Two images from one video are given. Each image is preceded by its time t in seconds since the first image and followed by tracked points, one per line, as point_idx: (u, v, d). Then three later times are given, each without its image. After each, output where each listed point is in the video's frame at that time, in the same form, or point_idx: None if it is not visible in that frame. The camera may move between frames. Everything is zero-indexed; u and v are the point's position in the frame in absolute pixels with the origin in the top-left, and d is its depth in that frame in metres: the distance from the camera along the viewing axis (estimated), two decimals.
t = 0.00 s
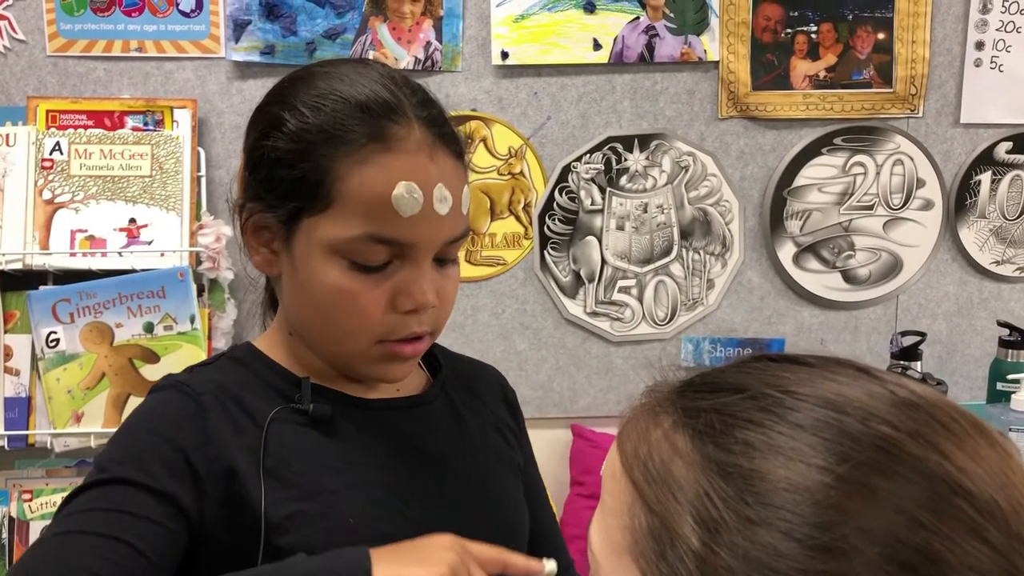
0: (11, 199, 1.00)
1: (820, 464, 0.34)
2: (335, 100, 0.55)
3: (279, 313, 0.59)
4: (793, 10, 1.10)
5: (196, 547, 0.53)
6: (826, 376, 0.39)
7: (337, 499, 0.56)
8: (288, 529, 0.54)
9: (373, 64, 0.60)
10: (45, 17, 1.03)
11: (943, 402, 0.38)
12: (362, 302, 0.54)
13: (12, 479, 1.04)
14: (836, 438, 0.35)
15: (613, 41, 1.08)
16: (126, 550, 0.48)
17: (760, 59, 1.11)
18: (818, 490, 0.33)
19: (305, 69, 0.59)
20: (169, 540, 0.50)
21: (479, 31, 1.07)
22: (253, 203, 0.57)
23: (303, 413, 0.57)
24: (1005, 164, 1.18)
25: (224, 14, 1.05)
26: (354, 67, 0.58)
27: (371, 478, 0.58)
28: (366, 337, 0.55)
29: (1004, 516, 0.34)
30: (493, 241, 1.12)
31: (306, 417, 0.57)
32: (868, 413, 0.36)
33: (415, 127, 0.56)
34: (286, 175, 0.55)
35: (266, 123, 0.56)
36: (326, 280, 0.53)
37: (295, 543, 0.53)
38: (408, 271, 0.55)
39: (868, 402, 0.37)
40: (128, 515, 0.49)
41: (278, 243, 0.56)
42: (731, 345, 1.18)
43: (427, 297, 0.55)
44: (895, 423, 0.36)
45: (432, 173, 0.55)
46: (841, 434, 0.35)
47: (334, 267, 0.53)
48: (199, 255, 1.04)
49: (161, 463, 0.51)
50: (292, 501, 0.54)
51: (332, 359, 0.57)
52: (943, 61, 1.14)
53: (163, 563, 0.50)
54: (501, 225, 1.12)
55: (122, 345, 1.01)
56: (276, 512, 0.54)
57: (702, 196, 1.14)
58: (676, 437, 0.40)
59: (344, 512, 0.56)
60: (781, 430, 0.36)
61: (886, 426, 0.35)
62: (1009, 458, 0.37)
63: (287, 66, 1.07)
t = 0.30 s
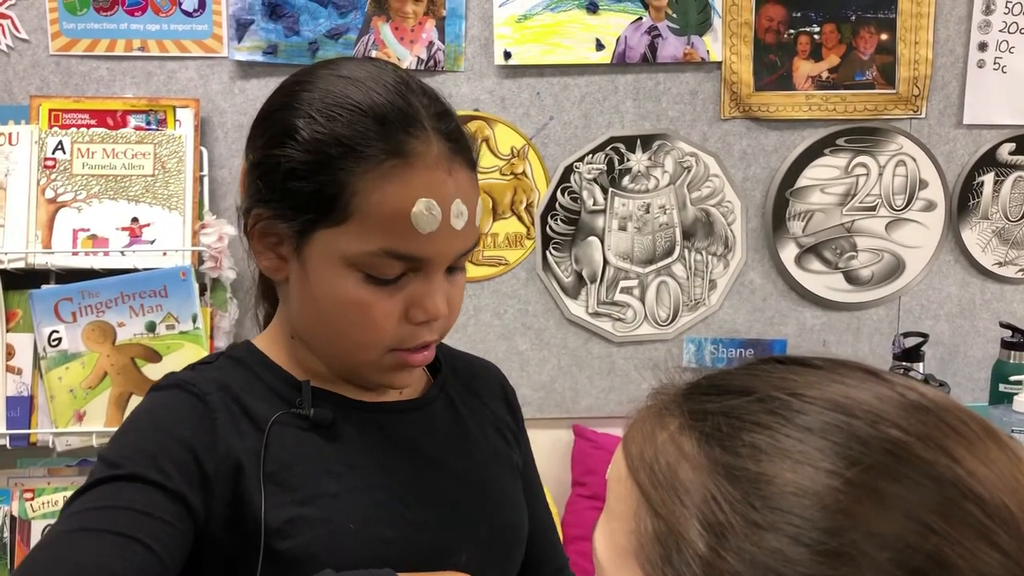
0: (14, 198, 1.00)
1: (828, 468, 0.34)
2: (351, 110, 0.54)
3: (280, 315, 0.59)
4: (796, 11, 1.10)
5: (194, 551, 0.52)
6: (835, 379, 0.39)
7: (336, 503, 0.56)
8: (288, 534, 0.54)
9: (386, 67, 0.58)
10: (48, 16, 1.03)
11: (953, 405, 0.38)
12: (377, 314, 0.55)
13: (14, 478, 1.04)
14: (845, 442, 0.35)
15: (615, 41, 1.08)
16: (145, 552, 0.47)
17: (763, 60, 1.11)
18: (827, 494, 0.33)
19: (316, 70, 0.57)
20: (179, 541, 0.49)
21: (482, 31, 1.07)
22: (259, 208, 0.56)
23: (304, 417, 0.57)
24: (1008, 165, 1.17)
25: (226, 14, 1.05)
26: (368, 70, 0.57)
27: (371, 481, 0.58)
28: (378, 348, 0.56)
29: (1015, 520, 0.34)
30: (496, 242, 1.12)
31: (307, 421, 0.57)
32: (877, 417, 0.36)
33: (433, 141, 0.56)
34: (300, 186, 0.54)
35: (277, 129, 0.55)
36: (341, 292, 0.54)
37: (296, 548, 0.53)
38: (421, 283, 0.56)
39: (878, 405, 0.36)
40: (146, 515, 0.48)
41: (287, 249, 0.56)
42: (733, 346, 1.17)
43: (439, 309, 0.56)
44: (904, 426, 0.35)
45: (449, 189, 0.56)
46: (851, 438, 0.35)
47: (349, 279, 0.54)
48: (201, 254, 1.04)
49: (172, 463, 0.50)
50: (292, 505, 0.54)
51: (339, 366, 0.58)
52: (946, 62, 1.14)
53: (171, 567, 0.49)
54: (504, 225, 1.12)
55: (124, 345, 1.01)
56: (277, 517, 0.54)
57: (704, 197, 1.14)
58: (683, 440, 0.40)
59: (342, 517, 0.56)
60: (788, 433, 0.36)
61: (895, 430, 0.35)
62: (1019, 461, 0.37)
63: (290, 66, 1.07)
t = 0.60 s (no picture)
0: (15, 197, 1.01)
1: (838, 473, 0.34)
2: (350, 103, 0.54)
3: (281, 314, 0.59)
4: (798, 11, 1.10)
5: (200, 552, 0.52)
6: (843, 383, 0.39)
7: (338, 504, 0.56)
8: (288, 535, 0.54)
9: (382, 63, 0.59)
10: (50, 15, 1.03)
11: (960, 409, 0.38)
12: (379, 307, 0.55)
13: (15, 477, 1.04)
14: (854, 447, 0.34)
15: (618, 42, 1.08)
16: (161, 553, 0.47)
17: (765, 60, 1.11)
18: (836, 499, 0.33)
19: (313, 67, 0.57)
20: (190, 542, 0.49)
21: (484, 31, 1.07)
22: (260, 205, 0.56)
23: (307, 417, 0.57)
24: (1009, 166, 1.17)
25: (229, 13, 1.05)
26: (364, 66, 0.57)
27: (372, 483, 0.58)
28: (381, 341, 0.56)
29: None
30: (497, 241, 1.12)
31: (310, 421, 0.57)
32: (887, 421, 0.35)
33: (432, 133, 0.56)
34: (301, 181, 0.54)
35: (276, 125, 0.55)
36: (343, 285, 0.54)
37: (296, 549, 0.53)
38: (423, 276, 0.56)
39: (886, 409, 0.36)
40: (161, 515, 0.48)
41: (288, 246, 0.56)
42: (734, 346, 1.18)
43: (442, 301, 0.56)
44: (914, 432, 0.35)
45: (449, 180, 0.56)
46: (860, 443, 0.34)
47: (352, 272, 0.54)
48: (203, 254, 1.04)
49: (182, 462, 0.51)
50: (293, 506, 0.54)
51: (341, 362, 0.58)
52: (948, 63, 1.14)
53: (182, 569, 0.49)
54: (505, 224, 1.12)
55: (126, 344, 1.01)
56: (278, 517, 0.54)
57: (706, 197, 1.14)
58: (690, 444, 0.40)
59: (345, 518, 0.56)
60: (797, 438, 0.35)
61: (905, 434, 0.35)
62: None
63: (292, 65, 1.07)
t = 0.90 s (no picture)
0: (16, 197, 1.00)
1: (839, 480, 0.34)
2: (359, 107, 0.54)
3: (282, 315, 0.59)
4: (799, 12, 1.10)
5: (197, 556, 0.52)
6: (844, 388, 0.38)
7: (337, 507, 0.56)
8: (286, 537, 0.54)
9: (389, 67, 0.59)
10: (50, 15, 1.03)
11: (961, 413, 0.38)
12: (382, 311, 0.55)
13: (16, 477, 1.04)
14: (855, 453, 0.34)
15: (618, 42, 1.08)
16: (157, 559, 0.47)
17: (766, 61, 1.11)
18: (838, 505, 0.33)
19: (321, 69, 0.57)
20: (187, 546, 0.49)
21: (484, 32, 1.07)
22: (264, 206, 0.56)
23: (304, 419, 0.57)
24: (1010, 167, 1.17)
25: (229, 14, 1.05)
26: (372, 69, 0.57)
27: (371, 486, 0.58)
28: (383, 345, 0.56)
29: None
30: (497, 242, 1.12)
31: (308, 423, 0.57)
32: (888, 427, 0.35)
33: (440, 138, 0.56)
34: (306, 183, 0.54)
35: (283, 126, 0.55)
36: (346, 288, 0.54)
37: (294, 551, 0.53)
38: (427, 282, 0.56)
39: (888, 415, 0.36)
40: (157, 522, 0.48)
41: (290, 247, 0.56)
42: (735, 347, 1.17)
43: (445, 306, 0.56)
44: (916, 437, 0.35)
45: (456, 186, 0.56)
46: (860, 449, 0.34)
47: (356, 275, 0.54)
48: (203, 254, 1.04)
49: (179, 467, 0.50)
50: (291, 508, 0.54)
51: (342, 365, 0.58)
52: (948, 64, 1.14)
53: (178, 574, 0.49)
54: (505, 225, 1.12)
55: (125, 345, 1.01)
56: (276, 520, 0.54)
57: (706, 197, 1.14)
58: (690, 450, 0.39)
59: (343, 521, 0.55)
60: (798, 444, 0.35)
61: (906, 440, 0.35)
62: None
63: (292, 66, 1.07)
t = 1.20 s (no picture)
0: (12, 196, 1.00)
1: (836, 485, 0.33)
2: (370, 109, 0.54)
3: (285, 315, 0.59)
4: (798, 9, 1.10)
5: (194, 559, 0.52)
6: (841, 391, 0.38)
7: (332, 510, 0.55)
8: (283, 541, 0.53)
9: (400, 67, 0.58)
10: (47, 14, 1.03)
11: (959, 415, 0.38)
12: (388, 317, 0.54)
13: (13, 477, 1.04)
14: (852, 457, 0.34)
15: (616, 40, 1.08)
16: (150, 566, 0.46)
17: (765, 59, 1.10)
18: (835, 511, 0.33)
19: (331, 68, 0.56)
20: (182, 550, 0.49)
21: (483, 30, 1.07)
22: (270, 205, 0.56)
23: (303, 421, 0.57)
24: (1009, 165, 1.17)
25: (226, 12, 1.04)
26: (384, 69, 0.56)
27: (368, 489, 0.58)
28: (389, 350, 0.56)
29: None
30: (496, 241, 1.12)
31: (306, 425, 0.57)
32: (885, 430, 0.35)
33: (451, 144, 0.56)
34: (315, 185, 0.53)
35: (292, 126, 0.54)
36: (354, 293, 0.54)
37: (291, 555, 0.53)
38: (434, 288, 0.56)
39: (885, 417, 0.36)
40: (150, 527, 0.47)
41: (296, 249, 0.56)
42: (734, 345, 1.17)
43: (450, 313, 0.56)
44: (914, 441, 0.35)
45: (466, 193, 0.56)
46: (857, 453, 0.34)
47: (363, 279, 0.54)
48: (200, 253, 1.04)
49: (174, 470, 0.50)
50: (288, 511, 0.54)
51: (345, 369, 0.58)
52: (948, 62, 1.14)
53: None
54: (504, 224, 1.12)
55: (123, 344, 1.01)
56: (272, 523, 0.53)
57: (705, 196, 1.14)
58: (684, 454, 0.39)
59: (338, 523, 0.55)
60: (794, 448, 0.35)
61: (904, 444, 0.34)
62: None
63: (290, 64, 1.07)
